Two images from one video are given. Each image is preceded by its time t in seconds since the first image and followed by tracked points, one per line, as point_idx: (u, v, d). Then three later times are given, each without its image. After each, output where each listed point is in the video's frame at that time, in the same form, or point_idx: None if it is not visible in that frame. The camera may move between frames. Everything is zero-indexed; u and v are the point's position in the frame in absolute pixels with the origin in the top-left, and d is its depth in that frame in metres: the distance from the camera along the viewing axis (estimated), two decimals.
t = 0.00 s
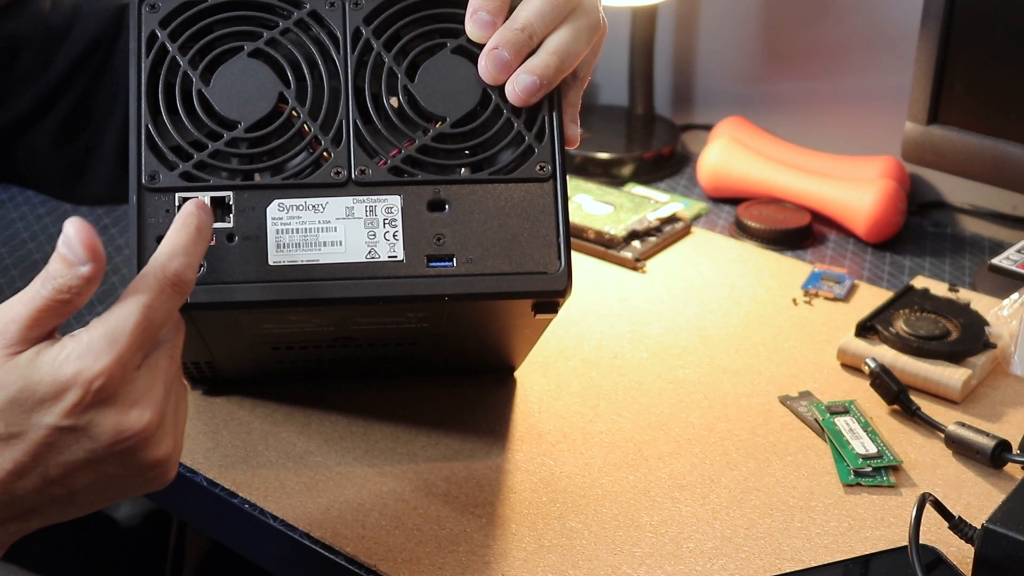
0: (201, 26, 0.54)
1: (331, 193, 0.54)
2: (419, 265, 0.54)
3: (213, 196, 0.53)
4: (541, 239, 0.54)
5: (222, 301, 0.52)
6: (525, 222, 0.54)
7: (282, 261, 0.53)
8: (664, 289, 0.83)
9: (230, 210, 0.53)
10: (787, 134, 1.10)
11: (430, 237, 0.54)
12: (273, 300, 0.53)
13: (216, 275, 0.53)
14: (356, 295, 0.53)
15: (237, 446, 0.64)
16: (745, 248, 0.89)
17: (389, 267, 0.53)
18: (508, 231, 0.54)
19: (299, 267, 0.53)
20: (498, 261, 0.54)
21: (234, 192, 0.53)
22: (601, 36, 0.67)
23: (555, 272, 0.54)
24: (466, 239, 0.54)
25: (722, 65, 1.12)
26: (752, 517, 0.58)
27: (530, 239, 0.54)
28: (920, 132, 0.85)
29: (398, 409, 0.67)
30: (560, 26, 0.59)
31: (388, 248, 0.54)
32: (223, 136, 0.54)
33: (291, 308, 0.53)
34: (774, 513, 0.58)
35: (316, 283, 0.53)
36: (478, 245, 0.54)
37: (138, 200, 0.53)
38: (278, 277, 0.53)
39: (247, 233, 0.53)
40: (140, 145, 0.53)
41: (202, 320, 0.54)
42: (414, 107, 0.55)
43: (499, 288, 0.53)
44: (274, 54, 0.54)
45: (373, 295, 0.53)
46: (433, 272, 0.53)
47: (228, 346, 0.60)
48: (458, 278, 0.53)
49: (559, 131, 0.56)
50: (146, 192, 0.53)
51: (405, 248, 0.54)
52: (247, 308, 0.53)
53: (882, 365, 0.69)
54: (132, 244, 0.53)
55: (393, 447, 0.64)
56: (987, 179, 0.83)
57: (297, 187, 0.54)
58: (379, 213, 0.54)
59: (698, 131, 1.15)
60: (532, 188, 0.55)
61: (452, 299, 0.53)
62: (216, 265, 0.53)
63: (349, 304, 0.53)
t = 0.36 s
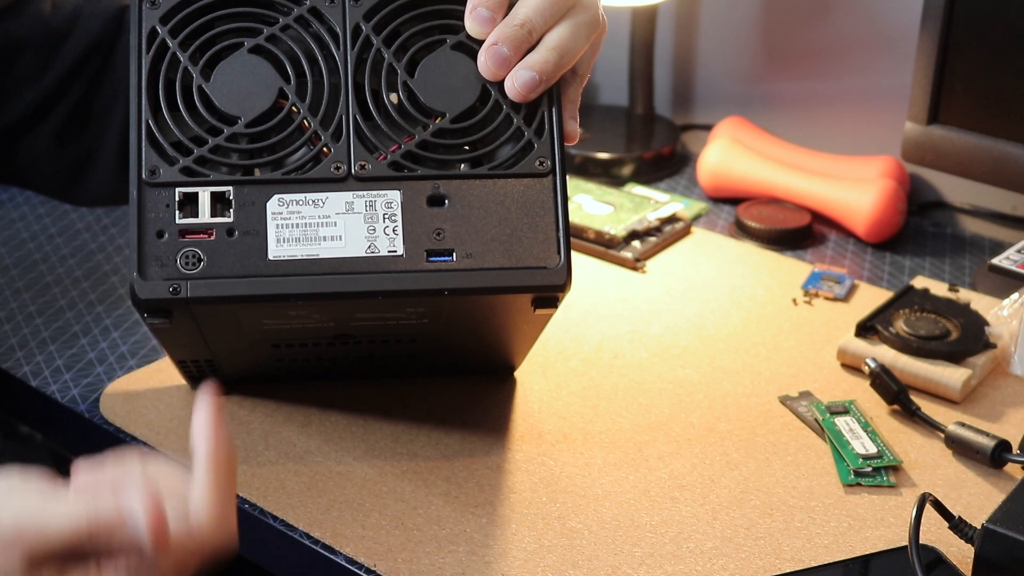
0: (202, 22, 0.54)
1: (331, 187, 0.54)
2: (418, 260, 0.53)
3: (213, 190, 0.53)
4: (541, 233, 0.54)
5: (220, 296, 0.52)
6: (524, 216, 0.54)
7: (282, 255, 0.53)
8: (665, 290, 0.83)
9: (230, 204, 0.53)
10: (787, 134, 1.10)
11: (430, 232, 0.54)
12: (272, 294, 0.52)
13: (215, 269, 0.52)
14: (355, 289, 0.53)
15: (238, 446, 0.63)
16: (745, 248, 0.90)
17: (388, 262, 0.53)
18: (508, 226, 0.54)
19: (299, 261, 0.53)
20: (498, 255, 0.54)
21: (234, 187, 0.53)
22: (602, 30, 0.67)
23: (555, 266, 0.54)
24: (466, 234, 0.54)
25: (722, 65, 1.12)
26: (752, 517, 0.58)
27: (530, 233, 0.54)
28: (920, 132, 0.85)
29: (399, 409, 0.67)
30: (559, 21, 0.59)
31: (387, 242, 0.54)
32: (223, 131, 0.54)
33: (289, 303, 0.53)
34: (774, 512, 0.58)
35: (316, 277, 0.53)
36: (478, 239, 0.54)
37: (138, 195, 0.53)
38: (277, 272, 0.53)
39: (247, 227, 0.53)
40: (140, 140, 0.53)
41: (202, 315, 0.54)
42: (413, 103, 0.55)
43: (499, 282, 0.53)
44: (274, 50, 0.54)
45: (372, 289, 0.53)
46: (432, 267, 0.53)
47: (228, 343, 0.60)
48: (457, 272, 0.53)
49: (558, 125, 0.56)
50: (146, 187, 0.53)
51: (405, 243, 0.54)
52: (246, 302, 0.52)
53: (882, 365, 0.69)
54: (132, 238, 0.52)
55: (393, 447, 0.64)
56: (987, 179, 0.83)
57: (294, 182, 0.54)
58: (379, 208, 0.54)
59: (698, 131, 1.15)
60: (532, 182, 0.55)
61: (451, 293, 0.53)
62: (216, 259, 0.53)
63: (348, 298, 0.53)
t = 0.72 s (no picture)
0: (202, 21, 0.54)
1: (331, 185, 0.54)
2: (418, 257, 0.53)
3: (213, 188, 0.53)
4: (541, 231, 0.54)
5: (221, 293, 0.52)
6: (524, 214, 0.54)
7: (282, 253, 0.53)
8: (665, 289, 0.83)
9: (230, 202, 0.53)
10: (787, 134, 1.10)
11: (430, 230, 0.54)
12: (272, 292, 0.52)
13: (215, 266, 0.52)
14: (354, 287, 0.53)
15: (238, 446, 0.63)
16: (745, 248, 0.90)
17: (388, 259, 0.53)
18: (507, 224, 0.54)
19: (299, 258, 0.53)
20: (498, 253, 0.54)
21: (234, 184, 0.53)
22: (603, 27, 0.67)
23: (555, 264, 0.54)
24: (466, 232, 0.54)
25: (722, 65, 1.12)
26: (752, 517, 0.58)
27: (530, 231, 0.54)
28: (920, 132, 0.85)
29: (398, 409, 0.67)
30: (560, 17, 0.59)
31: (387, 240, 0.54)
32: (223, 129, 0.54)
33: (288, 301, 0.53)
34: (774, 513, 0.58)
35: (316, 275, 0.53)
36: (478, 237, 0.54)
37: (138, 193, 0.53)
38: (277, 269, 0.53)
39: (247, 225, 0.53)
40: (140, 138, 0.53)
41: (202, 312, 0.54)
42: (413, 100, 0.55)
43: (499, 279, 0.53)
44: (274, 49, 0.54)
45: (372, 287, 0.53)
46: (432, 265, 0.53)
47: (227, 342, 0.60)
48: (457, 269, 0.53)
49: (558, 122, 0.56)
50: (146, 185, 0.53)
51: (405, 240, 0.54)
52: (245, 300, 0.52)
53: (882, 365, 0.69)
54: (132, 235, 0.52)
55: (393, 447, 0.64)
56: (987, 179, 0.83)
57: (294, 181, 0.54)
58: (378, 206, 0.54)
59: (698, 131, 1.15)
60: (531, 180, 0.55)
61: (451, 291, 0.53)
62: (216, 257, 0.53)
63: (348, 295, 0.53)
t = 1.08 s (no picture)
0: (203, 11, 0.54)
1: (331, 172, 0.54)
2: (418, 243, 0.53)
3: (213, 175, 0.53)
4: (540, 217, 0.54)
5: (221, 279, 0.52)
6: (523, 200, 0.54)
7: (282, 239, 0.53)
8: (665, 289, 0.83)
9: (230, 189, 0.53)
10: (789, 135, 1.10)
11: (429, 216, 0.54)
12: (271, 278, 0.52)
13: (216, 253, 0.52)
14: (355, 273, 0.52)
15: (238, 446, 0.63)
16: (745, 248, 0.89)
17: (388, 245, 0.53)
18: (507, 210, 0.54)
19: (299, 245, 0.53)
20: (497, 239, 0.54)
21: (234, 172, 0.53)
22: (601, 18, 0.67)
23: (553, 250, 0.54)
24: (465, 218, 0.54)
25: (722, 64, 1.12)
26: (752, 517, 0.58)
27: (529, 218, 0.54)
28: (920, 132, 0.85)
29: (399, 410, 0.67)
30: (558, 8, 0.60)
31: (386, 227, 0.53)
32: (224, 118, 0.54)
33: (287, 286, 0.52)
34: (774, 513, 0.58)
35: (316, 260, 0.52)
36: (478, 224, 0.54)
37: (137, 179, 0.52)
38: (276, 255, 0.52)
39: (247, 211, 0.53)
40: (141, 126, 0.53)
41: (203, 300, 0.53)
42: (413, 90, 0.55)
43: (498, 266, 0.53)
44: (275, 39, 0.54)
45: (372, 273, 0.52)
46: (432, 251, 0.53)
47: (226, 333, 0.59)
48: (457, 255, 0.53)
49: (555, 110, 0.56)
50: (146, 172, 0.52)
51: (404, 227, 0.54)
52: (245, 286, 0.52)
53: (882, 365, 0.69)
54: (131, 222, 0.52)
55: (393, 447, 0.64)
56: (987, 179, 0.83)
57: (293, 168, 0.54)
58: (377, 192, 0.54)
59: (698, 131, 1.15)
60: (530, 167, 0.55)
61: (450, 277, 0.53)
62: (216, 243, 0.52)
63: (348, 281, 0.53)
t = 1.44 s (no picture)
0: None
1: (331, 153, 0.53)
2: (417, 223, 0.53)
3: (214, 156, 0.52)
4: (538, 197, 0.54)
5: (215, 257, 0.51)
6: (522, 179, 0.54)
7: (281, 218, 0.52)
8: (664, 289, 0.83)
9: (230, 168, 0.52)
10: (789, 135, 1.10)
11: (428, 195, 0.53)
12: (268, 257, 0.51)
13: (215, 231, 0.51)
14: (353, 251, 0.52)
15: (238, 446, 0.63)
16: (745, 248, 0.89)
17: (386, 224, 0.52)
18: (506, 189, 0.54)
19: (298, 224, 0.52)
20: (496, 217, 0.53)
21: (234, 152, 0.52)
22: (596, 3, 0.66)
23: (552, 229, 0.53)
24: (465, 198, 0.53)
25: (722, 64, 1.12)
26: (752, 517, 0.58)
27: (527, 200, 0.54)
28: (920, 132, 0.85)
29: (399, 410, 0.67)
30: None
31: (386, 206, 0.53)
32: (224, 100, 0.53)
33: (285, 265, 0.52)
34: (775, 513, 0.58)
35: (314, 239, 0.52)
36: (477, 203, 0.53)
37: (139, 159, 0.52)
38: (274, 234, 0.52)
39: (247, 191, 0.52)
40: (143, 108, 0.52)
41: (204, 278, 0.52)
42: (413, 75, 0.55)
43: (498, 245, 0.52)
44: (275, 24, 0.54)
45: (371, 250, 0.52)
46: (431, 230, 0.52)
47: (225, 328, 0.59)
48: (456, 234, 0.52)
49: (552, 92, 0.56)
50: (147, 153, 0.52)
51: (404, 206, 0.53)
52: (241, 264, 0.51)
53: (882, 365, 0.69)
54: (131, 203, 0.51)
55: (393, 447, 0.64)
56: (987, 179, 0.83)
57: (297, 148, 0.53)
58: (377, 172, 0.53)
59: (698, 131, 1.15)
60: (528, 149, 0.54)
61: (450, 255, 0.52)
62: (216, 223, 0.52)
63: (346, 259, 0.52)
